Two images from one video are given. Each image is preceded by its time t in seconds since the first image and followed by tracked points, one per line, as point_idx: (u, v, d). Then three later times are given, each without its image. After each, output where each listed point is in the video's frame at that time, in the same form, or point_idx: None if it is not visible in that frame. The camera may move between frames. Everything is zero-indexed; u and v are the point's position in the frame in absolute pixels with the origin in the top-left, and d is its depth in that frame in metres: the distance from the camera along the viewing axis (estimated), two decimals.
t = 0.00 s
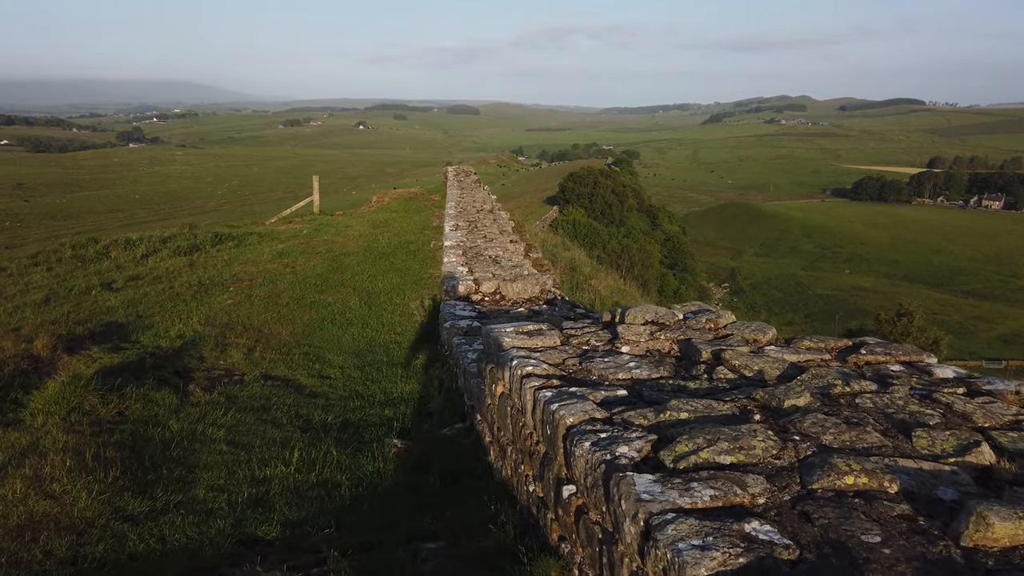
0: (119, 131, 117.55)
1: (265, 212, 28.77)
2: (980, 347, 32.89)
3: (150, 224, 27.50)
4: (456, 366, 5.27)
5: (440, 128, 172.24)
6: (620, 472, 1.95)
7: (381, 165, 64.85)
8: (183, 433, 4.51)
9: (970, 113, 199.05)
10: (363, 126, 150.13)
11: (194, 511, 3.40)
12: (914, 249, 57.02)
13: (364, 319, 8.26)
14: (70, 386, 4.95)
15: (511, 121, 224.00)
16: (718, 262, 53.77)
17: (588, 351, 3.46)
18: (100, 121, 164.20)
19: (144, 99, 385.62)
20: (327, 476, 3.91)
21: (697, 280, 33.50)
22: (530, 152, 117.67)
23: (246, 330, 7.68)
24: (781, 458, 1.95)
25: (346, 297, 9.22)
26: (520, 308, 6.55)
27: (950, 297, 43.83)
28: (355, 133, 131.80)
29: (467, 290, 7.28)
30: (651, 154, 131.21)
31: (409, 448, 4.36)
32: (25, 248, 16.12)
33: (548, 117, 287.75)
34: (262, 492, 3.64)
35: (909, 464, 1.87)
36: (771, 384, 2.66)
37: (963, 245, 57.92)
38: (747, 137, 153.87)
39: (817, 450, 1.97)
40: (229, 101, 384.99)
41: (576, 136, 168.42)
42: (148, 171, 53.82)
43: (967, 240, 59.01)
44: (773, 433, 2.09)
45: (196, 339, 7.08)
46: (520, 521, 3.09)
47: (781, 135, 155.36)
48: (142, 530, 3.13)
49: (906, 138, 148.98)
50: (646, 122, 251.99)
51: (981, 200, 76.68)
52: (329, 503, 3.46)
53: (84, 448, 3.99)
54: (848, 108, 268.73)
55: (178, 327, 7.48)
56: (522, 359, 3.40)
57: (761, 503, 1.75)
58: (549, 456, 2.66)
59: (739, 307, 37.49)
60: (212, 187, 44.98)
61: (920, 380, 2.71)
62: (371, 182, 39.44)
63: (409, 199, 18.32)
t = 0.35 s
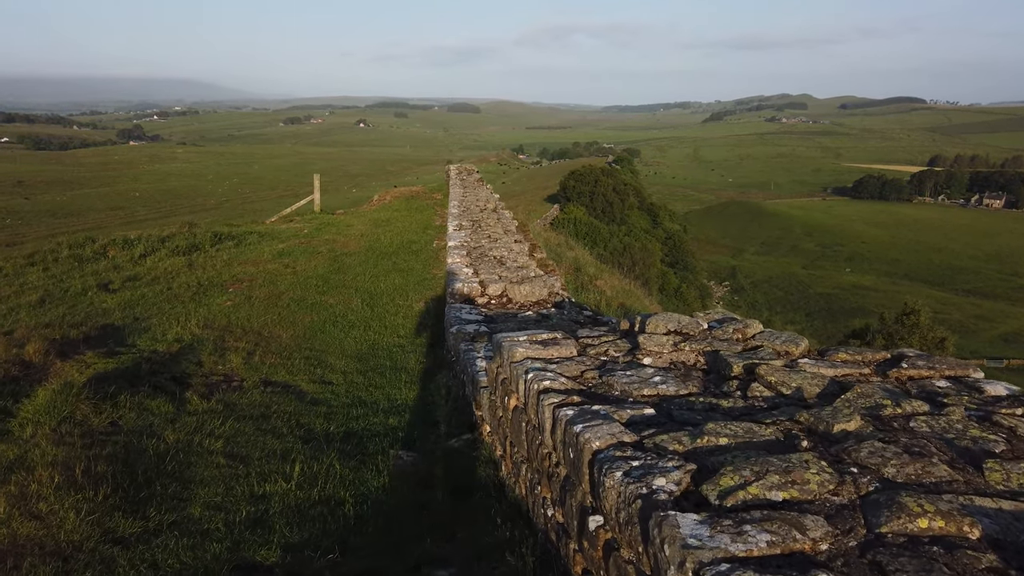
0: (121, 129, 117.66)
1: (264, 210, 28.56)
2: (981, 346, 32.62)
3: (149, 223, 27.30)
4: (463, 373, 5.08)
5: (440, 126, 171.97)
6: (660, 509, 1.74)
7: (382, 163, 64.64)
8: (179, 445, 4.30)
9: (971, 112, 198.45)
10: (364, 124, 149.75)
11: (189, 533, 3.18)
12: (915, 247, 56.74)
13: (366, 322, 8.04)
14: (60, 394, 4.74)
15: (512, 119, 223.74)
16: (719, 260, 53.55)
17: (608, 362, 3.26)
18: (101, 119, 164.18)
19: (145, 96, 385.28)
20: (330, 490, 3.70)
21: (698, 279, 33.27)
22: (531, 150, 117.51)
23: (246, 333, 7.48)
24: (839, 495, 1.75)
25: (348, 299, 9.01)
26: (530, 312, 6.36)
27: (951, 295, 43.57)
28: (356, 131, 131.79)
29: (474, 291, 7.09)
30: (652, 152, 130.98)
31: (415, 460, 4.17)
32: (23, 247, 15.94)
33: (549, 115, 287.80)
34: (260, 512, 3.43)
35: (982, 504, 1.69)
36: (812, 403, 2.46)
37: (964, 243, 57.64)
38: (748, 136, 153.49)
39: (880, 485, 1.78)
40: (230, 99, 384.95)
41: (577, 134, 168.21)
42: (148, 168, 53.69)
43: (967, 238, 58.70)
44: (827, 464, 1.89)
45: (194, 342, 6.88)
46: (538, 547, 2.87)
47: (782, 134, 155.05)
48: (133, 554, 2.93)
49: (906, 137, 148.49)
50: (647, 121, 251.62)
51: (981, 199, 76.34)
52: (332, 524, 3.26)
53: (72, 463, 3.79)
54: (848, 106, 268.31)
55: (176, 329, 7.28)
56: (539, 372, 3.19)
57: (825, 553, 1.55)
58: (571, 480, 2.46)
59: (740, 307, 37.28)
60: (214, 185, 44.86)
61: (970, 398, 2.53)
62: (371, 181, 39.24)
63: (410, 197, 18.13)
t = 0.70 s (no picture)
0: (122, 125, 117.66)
1: (262, 207, 28.35)
2: (983, 343, 32.30)
3: (147, 220, 27.11)
4: (462, 380, 4.84)
5: (441, 122, 171.71)
6: (686, 557, 1.52)
7: (382, 159, 64.44)
8: (162, 457, 4.08)
9: (973, 108, 197.52)
10: (365, 120, 149.38)
11: (166, 558, 2.96)
12: (916, 243, 56.39)
13: (363, 323, 7.81)
14: (37, 404, 4.51)
15: (513, 115, 223.42)
16: (719, 256, 53.30)
17: (618, 373, 3.03)
18: (103, 116, 164.24)
19: (146, 93, 385.11)
20: (320, 509, 3.47)
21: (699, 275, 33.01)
22: (532, 146, 117.30)
23: (239, 335, 7.26)
24: (891, 541, 1.54)
25: (345, 299, 8.78)
26: (532, 313, 6.13)
27: (953, 292, 43.25)
28: (357, 127, 131.56)
29: (474, 292, 6.86)
30: (653, 148, 130.68)
31: (413, 474, 3.94)
32: (18, 245, 15.76)
33: (550, 111, 287.35)
34: (245, 535, 3.20)
35: None
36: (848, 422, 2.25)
37: (966, 238, 57.24)
38: (749, 131, 153.02)
39: (938, 529, 1.57)
40: (231, 96, 384.79)
41: (577, 130, 167.83)
42: (148, 165, 53.58)
43: (969, 234, 58.32)
44: (874, 502, 1.68)
45: (184, 345, 6.65)
46: None
47: (783, 130, 154.48)
48: None
49: (908, 133, 147.77)
50: (649, 117, 250.98)
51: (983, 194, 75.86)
52: (322, 549, 3.03)
53: (45, 480, 3.56)
54: (850, 101, 267.26)
55: (167, 331, 7.05)
56: (545, 383, 2.97)
57: None
58: (580, 508, 2.24)
59: (740, 304, 37.04)
60: (213, 181, 44.67)
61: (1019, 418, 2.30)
62: (372, 177, 39.02)
63: (410, 194, 17.91)
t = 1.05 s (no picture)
0: (124, 125, 117.71)
1: (263, 207, 28.16)
2: (987, 342, 32.00)
3: (147, 220, 26.94)
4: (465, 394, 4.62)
5: (444, 121, 171.58)
6: None
7: (384, 159, 64.27)
8: (147, 477, 3.86)
9: (976, 107, 196.78)
10: (367, 120, 149.32)
11: None
12: (919, 242, 56.05)
13: (363, 329, 7.58)
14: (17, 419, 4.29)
15: (516, 115, 223.25)
16: (722, 256, 53.06)
17: (631, 395, 2.80)
18: (106, 116, 164.36)
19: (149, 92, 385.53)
20: (313, 538, 3.24)
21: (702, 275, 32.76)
22: (534, 146, 117.14)
23: (235, 343, 7.04)
24: None
25: (345, 304, 8.56)
26: (536, 321, 5.90)
27: (957, 291, 42.92)
28: (359, 127, 131.41)
29: (478, 299, 6.63)
30: (656, 147, 130.37)
31: (412, 496, 3.70)
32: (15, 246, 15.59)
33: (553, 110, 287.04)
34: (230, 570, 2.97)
35: None
36: (892, 459, 2.03)
37: (970, 237, 56.86)
38: (751, 130, 152.59)
39: None
40: (234, 95, 385.01)
41: (580, 129, 167.45)
42: (151, 165, 53.47)
43: (974, 233, 57.91)
44: (940, 566, 1.47)
45: (177, 355, 6.42)
46: None
47: (786, 129, 154.01)
48: None
49: (911, 132, 147.14)
50: (652, 116, 250.49)
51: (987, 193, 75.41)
52: None
53: (20, 505, 3.34)
54: (853, 100, 266.67)
55: (160, 339, 6.82)
56: (554, 406, 2.74)
57: None
58: (595, 553, 2.02)
59: (743, 303, 36.79)
60: (214, 181, 44.51)
61: None
62: (374, 177, 38.84)
63: (412, 195, 17.69)
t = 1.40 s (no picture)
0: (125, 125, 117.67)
1: (262, 208, 27.97)
2: (989, 344, 31.79)
3: (146, 220, 26.76)
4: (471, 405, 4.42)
5: (444, 121, 171.33)
6: None
7: (385, 159, 64.14)
8: (138, 494, 3.66)
9: (976, 108, 196.39)
10: (367, 120, 149.21)
11: None
12: (920, 243, 55.86)
13: (364, 334, 7.39)
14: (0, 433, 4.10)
15: (517, 115, 223.18)
16: (724, 257, 52.89)
17: (654, 413, 2.62)
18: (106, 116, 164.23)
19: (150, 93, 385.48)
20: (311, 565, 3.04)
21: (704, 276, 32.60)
22: (535, 147, 117.03)
23: (232, 348, 6.84)
24: None
25: (346, 307, 8.37)
26: (543, 328, 5.71)
27: (959, 292, 42.70)
28: (359, 127, 131.28)
29: (484, 304, 6.43)
30: (656, 147, 130.12)
31: (416, 516, 3.51)
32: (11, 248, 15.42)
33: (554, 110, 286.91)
34: None
35: None
36: (950, 494, 1.88)
37: (971, 238, 56.60)
38: (752, 131, 152.33)
39: None
40: (234, 95, 384.98)
41: (580, 130, 167.27)
42: (151, 165, 53.36)
43: (975, 233, 57.65)
44: None
45: (172, 361, 6.22)
46: None
47: (787, 130, 153.70)
48: None
49: (911, 133, 146.71)
50: (653, 116, 250.22)
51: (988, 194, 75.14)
52: None
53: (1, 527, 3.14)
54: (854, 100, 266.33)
55: (155, 345, 6.63)
56: (572, 425, 2.55)
57: None
58: None
59: (745, 305, 36.60)
60: (214, 181, 44.31)
61: None
62: (374, 178, 38.68)
63: (413, 196, 17.50)
